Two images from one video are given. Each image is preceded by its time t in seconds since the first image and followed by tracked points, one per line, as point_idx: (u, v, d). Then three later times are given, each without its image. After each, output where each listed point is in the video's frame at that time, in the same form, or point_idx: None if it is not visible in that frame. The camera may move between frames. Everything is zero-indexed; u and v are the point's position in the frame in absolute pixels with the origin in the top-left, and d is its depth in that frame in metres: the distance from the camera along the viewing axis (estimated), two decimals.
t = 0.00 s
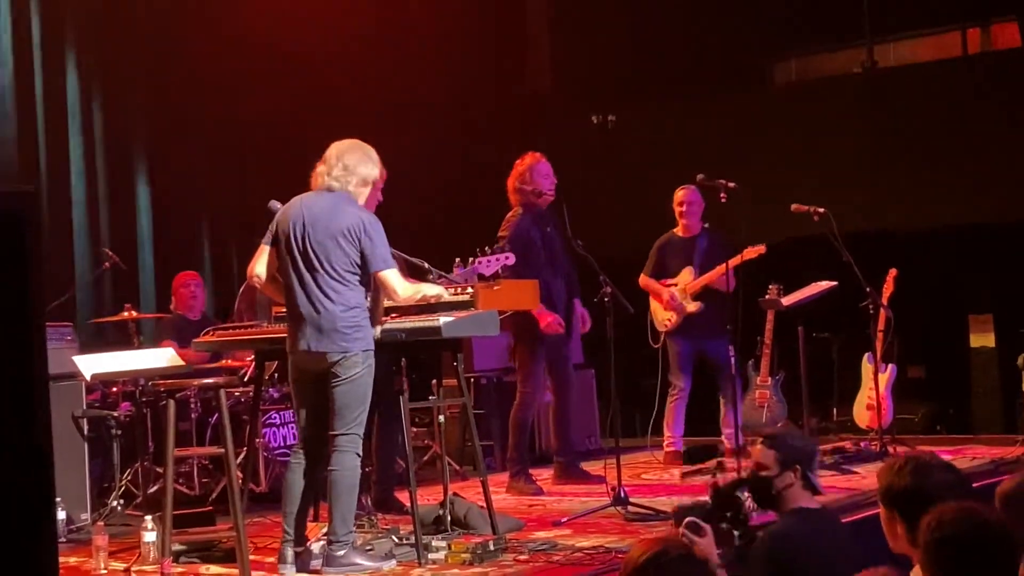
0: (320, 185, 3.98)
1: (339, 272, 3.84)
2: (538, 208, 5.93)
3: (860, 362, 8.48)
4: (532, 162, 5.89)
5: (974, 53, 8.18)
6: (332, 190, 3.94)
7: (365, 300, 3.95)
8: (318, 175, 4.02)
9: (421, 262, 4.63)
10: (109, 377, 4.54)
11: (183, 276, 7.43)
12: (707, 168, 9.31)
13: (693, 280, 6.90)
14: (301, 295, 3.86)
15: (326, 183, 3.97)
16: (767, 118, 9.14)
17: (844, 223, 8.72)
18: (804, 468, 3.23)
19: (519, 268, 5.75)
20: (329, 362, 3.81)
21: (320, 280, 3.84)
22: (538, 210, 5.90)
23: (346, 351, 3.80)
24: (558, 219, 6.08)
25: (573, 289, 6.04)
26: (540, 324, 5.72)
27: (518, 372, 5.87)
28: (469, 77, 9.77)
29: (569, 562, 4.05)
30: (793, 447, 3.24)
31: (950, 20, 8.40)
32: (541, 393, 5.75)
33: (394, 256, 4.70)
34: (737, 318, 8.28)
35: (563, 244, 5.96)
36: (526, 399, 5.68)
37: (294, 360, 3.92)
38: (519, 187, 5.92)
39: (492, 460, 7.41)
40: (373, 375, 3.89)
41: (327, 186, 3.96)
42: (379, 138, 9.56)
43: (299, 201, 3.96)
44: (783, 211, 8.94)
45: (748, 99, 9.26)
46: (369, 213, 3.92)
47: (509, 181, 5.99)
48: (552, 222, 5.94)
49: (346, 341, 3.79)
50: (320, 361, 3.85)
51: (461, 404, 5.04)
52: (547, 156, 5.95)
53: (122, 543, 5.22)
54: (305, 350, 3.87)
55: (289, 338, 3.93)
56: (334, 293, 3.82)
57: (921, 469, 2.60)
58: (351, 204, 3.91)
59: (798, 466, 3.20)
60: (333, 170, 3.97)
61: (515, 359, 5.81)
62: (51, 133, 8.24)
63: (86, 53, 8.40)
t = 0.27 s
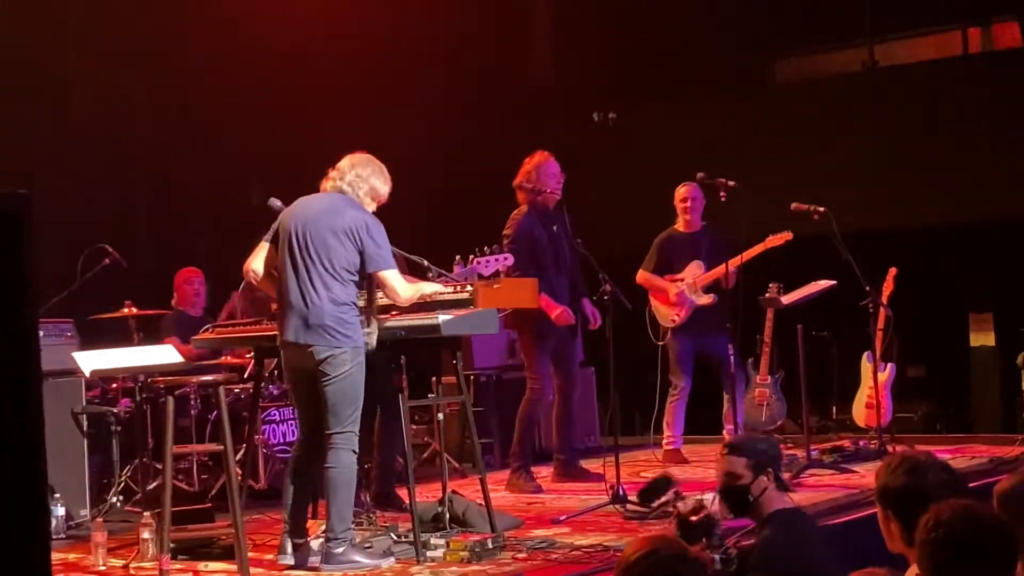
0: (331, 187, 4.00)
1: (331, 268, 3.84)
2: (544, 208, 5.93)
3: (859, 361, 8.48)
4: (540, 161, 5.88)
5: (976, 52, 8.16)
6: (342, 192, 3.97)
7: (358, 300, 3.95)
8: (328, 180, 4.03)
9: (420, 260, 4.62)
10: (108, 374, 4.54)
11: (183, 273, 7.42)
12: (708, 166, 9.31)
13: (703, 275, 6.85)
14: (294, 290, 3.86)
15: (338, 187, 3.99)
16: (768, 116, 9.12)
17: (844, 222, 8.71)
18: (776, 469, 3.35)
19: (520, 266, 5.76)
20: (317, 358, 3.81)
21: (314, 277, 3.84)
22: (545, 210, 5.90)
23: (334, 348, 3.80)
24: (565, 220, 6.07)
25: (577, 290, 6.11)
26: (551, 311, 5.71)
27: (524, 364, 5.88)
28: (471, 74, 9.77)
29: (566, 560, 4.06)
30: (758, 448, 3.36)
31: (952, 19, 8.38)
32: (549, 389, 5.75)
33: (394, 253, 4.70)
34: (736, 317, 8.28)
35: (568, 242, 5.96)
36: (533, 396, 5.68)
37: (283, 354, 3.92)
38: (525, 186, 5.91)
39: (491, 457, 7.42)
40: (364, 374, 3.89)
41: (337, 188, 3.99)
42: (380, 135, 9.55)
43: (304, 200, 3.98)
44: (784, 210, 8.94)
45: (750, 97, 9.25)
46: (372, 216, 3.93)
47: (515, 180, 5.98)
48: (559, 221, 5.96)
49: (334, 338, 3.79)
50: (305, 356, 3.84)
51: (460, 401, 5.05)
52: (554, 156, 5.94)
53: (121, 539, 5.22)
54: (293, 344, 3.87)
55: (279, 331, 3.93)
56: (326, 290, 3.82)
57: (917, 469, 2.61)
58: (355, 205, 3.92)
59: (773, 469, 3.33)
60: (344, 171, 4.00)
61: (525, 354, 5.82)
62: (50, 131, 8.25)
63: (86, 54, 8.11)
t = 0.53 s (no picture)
0: (321, 183, 4.01)
1: (325, 263, 3.85)
2: (548, 209, 5.91)
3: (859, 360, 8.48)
4: (543, 159, 5.88)
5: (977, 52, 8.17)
6: (333, 188, 3.97)
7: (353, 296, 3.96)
8: (320, 174, 4.04)
9: (419, 257, 4.62)
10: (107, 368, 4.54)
11: (184, 268, 7.43)
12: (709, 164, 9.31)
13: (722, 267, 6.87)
14: (288, 285, 3.87)
15: (329, 181, 4.00)
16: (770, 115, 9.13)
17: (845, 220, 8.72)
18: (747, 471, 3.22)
19: (519, 264, 5.78)
20: (311, 353, 3.82)
21: (307, 272, 3.85)
22: (545, 207, 5.90)
23: (328, 343, 3.81)
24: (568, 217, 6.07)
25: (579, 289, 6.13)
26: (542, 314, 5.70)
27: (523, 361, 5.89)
28: (471, 73, 9.78)
29: (563, 556, 4.06)
30: (724, 453, 3.23)
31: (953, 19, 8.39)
32: (547, 384, 5.76)
33: (392, 249, 4.70)
34: (736, 315, 8.28)
35: (570, 240, 5.96)
36: (530, 392, 5.69)
37: (278, 350, 3.92)
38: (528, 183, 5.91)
39: (490, 453, 7.42)
40: (359, 369, 3.90)
41: (328, 184, 3.99)
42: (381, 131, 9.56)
43: (297, 195, 3.98)
44: (785, 208, 8.95)
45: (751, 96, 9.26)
46: (364, 211, 3.93)
47: (519, 177, 5.99)
48: (561, 219, 5.96)
49: (327, 333, 3.80)
50: (301, 352, 3.86)
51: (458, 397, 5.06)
52: (558, 154, 5.94)
53: (119, 533, 5.23)
54: (288, 339, 3.88)
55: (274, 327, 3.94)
56: (319, 285, 3.83)
57: (912, 467, 2.61)
58: (347, 200, 3.92)
59: (744, 471, 3.19)
60: (336, 167, 4.00)
61: (522, 349, 5.83)
62: (51, 125, 8.28)
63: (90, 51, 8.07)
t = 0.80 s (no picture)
0: (308, 181, 3.96)
1: (319, 263, 3.84)
2: (552, 209, 5.89)
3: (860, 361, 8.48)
4: (548, 160, 5.85)
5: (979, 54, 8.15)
6: (320, 186, 3.93)
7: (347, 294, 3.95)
8: (307, 173, 3.97)
9: (419, 256, 4.60)
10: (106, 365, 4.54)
11: (185, 265, 7.43)
12: (710, 165, 9.31)
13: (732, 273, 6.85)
14: (282, 287, 3.86)
15: (319, 182, 3.94)
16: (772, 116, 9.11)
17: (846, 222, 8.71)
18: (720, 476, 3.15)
19: (519, 264, 5.79)
20: (309, 354, 3.82)
21: (301, 272, 3.84)
22: (548, 207, 5.88)
23: (325, 343, 3.81)
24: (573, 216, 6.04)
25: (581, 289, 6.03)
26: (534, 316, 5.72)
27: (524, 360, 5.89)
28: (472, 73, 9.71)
29: (561, 557, 4.06)
30: (700, 459, 3.14)
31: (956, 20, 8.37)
32: (547, 384, 5.76)
33: (392, 249, 4.69)
34: (736, 316, 8.28)
35: (572, 239, 5.94)
36: (529, 391, 5.70)
37: (275, 351, 3.92)
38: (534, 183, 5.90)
39: (490, 453, 7.42)
40: (358, 368, 3.90)
41: (317, 182, 3.94)
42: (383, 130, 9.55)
43: (285, 194, 3.95)
44: (786, 210, 8.94)
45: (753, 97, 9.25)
46: (354, 208, 3.91)
47: (524, 177, 5.98)
48: (564, 220, 5.93)
49: (324, 333, 3.80)
50: (299, 352, 3.86)
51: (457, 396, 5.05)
52: (563, 155, 5.91)
53: (117, 531, 5.23)
54: (285, 340, 3.88)
55: (270, 328, 3.94)
56: (314, 285, 3.82)
57: (912, 471, 2.60)
58: (337, 197, 3.90)
59: (720, 477, 3.12)
60: (323, 167, 3.94)
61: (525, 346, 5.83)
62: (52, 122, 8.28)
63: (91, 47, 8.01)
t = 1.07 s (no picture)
0: (304, 178, 3.95)
1: (318, 261, 3.83)
2: (555, 209, 5.89)
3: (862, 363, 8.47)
4: (553, 160, 5.83)
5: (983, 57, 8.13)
6: (316, 182, 3.93)
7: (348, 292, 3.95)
8: (303, 169, 3.97)
9: (421, 253, 4.59)
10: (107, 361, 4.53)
11: (187, 262, 7.43)
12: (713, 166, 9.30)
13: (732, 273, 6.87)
14: (282, 286, 3.86)
15: (315, 178, 3.95)
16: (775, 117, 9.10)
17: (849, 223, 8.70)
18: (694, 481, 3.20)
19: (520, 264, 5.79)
20: (310, 353, 3.82)
21: (301, 271, 3.84)
22: (554, 209, 5.88)
23: (326, 342, 3.81)
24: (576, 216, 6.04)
25: (586, 287, 6.05)
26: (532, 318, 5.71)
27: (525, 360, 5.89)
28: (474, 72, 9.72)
29: (561, 556, 4.06)
30: (679, 461, 3.18)
31: (961, 22, 8.34)
32: (546, 383, 5.76)
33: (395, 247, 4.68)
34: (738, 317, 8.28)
35: (575, 240, 5.93)
36: (529, 390, 5.70)
37: (276, 350, 3.92)
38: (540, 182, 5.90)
39: (490, 452, 7.41)
40: (359, 366, 3.91)
41: (313, 178, 3.94)
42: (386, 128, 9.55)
43: (281, 191, 3.95)
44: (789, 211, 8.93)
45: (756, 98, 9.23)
46: (352, 205, 3.91)
47: (530, 177, 5.98)
48: (569, 220, 5.92)
49: (326, 331, 3.80)
50: (301, 351, 3.86)
51: (458, 396, 5.05)
52: (569, 155, 5.89)
53: (117, 527, 5.23)
54: (286, 339, 3.88)
55: (271, 327, 3.94)
56: (314, 284, 3.82)
57: (913, 473, 2.60)
58: (334, 195, 3.90)
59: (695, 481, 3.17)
60: (319, 163, 3.94)
61: (527, 345, 5.81)
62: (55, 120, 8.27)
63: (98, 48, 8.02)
